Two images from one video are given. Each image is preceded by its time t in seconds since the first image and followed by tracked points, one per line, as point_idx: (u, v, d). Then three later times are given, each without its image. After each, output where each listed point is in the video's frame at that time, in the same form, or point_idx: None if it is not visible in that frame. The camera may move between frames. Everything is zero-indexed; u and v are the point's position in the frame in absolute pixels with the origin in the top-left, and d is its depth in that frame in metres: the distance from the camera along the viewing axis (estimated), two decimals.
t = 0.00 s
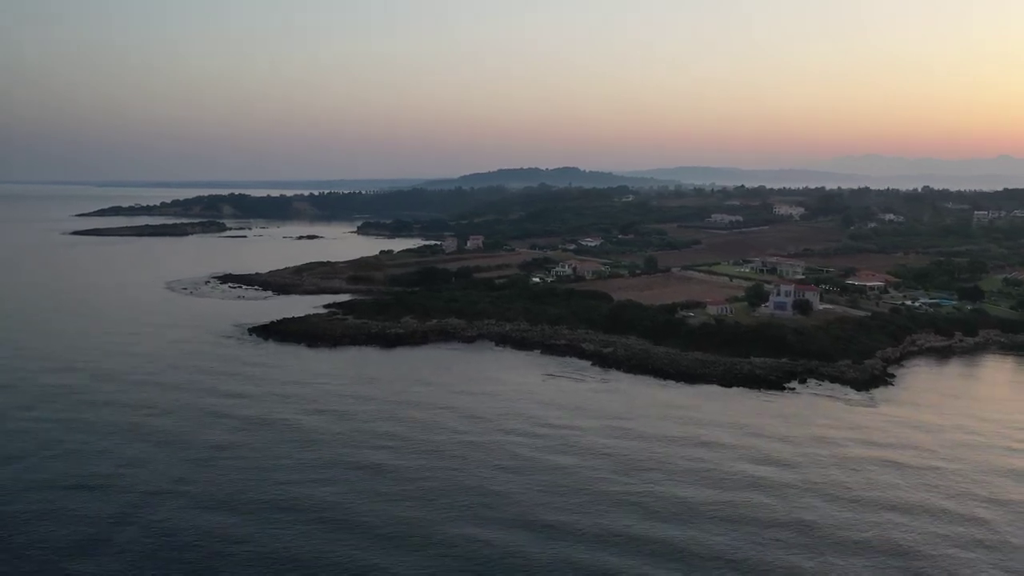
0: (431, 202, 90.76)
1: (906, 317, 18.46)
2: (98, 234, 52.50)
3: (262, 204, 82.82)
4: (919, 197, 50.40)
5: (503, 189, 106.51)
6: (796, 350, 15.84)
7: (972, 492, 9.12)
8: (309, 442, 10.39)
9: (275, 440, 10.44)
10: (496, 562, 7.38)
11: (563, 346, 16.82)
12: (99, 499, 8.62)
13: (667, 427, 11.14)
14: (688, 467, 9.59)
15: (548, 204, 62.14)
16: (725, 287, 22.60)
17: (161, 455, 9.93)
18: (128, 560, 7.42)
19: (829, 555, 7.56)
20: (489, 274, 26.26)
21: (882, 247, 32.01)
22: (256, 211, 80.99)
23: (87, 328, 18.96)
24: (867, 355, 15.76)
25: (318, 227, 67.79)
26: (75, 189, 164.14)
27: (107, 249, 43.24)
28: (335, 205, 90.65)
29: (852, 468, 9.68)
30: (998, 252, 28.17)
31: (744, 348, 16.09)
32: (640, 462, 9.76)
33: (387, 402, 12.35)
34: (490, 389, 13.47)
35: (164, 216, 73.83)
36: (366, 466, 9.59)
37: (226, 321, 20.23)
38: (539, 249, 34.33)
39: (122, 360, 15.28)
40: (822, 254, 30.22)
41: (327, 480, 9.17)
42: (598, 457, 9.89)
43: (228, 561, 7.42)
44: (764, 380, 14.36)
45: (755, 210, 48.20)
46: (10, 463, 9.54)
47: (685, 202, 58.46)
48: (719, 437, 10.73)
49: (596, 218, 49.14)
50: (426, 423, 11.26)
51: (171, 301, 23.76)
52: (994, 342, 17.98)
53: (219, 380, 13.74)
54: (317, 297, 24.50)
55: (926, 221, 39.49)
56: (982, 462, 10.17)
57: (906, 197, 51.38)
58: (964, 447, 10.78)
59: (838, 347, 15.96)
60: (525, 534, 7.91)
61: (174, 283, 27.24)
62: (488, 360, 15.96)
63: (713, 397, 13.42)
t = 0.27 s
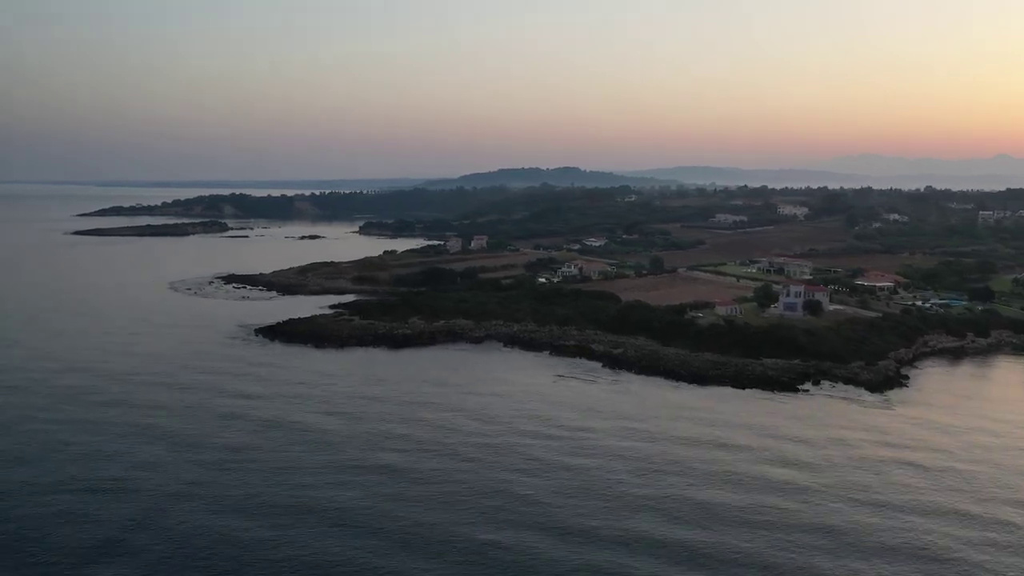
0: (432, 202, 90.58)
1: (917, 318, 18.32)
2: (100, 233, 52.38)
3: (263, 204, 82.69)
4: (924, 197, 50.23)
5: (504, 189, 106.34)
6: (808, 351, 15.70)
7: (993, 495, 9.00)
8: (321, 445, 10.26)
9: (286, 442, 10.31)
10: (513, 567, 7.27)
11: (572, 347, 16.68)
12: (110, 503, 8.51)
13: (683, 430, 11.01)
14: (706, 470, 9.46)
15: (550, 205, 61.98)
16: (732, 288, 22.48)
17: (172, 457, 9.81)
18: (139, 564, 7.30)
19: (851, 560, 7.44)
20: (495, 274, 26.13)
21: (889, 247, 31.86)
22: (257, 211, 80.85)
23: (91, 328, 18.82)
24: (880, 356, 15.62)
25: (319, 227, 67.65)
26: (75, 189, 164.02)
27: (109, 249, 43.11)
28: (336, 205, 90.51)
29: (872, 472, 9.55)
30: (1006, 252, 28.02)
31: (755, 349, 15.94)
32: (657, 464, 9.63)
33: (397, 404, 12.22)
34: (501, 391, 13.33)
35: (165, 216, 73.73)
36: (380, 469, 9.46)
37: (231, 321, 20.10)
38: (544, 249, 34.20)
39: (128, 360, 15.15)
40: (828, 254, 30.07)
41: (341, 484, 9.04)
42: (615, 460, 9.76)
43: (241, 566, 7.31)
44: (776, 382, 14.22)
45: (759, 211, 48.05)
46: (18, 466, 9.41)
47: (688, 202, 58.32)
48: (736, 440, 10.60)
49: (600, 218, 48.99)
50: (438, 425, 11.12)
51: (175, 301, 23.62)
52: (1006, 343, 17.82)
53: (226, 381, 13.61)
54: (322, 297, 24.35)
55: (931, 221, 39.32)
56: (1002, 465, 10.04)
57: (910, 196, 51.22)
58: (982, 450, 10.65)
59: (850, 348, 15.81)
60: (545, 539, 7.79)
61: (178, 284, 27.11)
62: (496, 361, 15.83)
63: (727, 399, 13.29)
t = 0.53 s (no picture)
0: (434, 202, 90.45)
1: (931, 319, 18.15)
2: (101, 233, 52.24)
3: (264, 204, 82.58)
4: (928, 197, 50.10)
5: (506, 189, 106.22)
6: (823, 353, 15.54)
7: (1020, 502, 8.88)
8: (337, 449, 10.14)
9: (301, 446, 10.19)
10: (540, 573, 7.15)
11: (584, 349, 16.54)
12: (125, 509, 8.39)
13: (702, 435, 10.89)
14: (728, 476, 9.33)
15: (553, 205, 61.85)
16: (742, 288, 22.32)
17: (186, 461, 9.69)
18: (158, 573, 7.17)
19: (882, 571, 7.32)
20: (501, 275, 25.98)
21: (897, 248, 31.71)
22: (258, 211, 80.75)
23: (96, 328, 18.67)
24: (895, 358, 15.46)
25: (321, 227, 67.53)
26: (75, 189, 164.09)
27: (111, 249, 42.96)
28: (338, 205, 90.38)
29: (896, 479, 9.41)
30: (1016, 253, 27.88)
31: (769, 351, 15.79)
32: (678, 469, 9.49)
33: (411, 407, 12.09)
34: (514, 393, 13.20)
35: (166, 216, 73.64)
36: (397, 474, 9.33)
37: (238, 322, 19.97)
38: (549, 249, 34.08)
39: (137, 361, 15.03)
40: (837, 255, 29.92)
41: (358, 490, 8.91)
42: (635, 465, 9.63)
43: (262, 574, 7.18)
44: (792, 384, 14.07)
45: (763, 211, 47.92)
46: (32, 470, 9.30)
47: (691, 203, 58.19)
48: (756, 445, 10.46)
49: (604, 218, 48.85)
50: (454, 429, 10.99)
51: (180, 301, 23.46)
52: (1021, 344, 17.66)
53: (237, 382, 13.49)
54: (329, 298, 24.17)
55: (938, 221, 39.17)
56: None
57: (915, 196, 51.10)
58: (1006, 453, 10.51)
59: (865, 350, 15.66)
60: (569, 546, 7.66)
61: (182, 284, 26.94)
62: (508, 364, 15.69)
63: (743, 401, 13.15)
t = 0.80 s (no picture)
0: (436, 202, 90.38)
1: (943, 320, 18.02)
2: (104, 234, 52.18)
3: (266, 204, 82.52)
4: (933, 196, 49.97)
5: (507, 189, 106.13)
6: (836, 355, 15.42)
7: None
8: (350, 455, 10.01)
9: (314, 452, 10.06)
10: None
11: (594, 351, 16.42)
12: (140, 517, 8.32)
13: (720, 440, 10.75)
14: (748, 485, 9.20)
15: (556, 205, 61.75)
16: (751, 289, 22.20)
17: (199, 468, 9.56)
18: None
19: None
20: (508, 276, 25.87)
21: (904, 248, 31.60)
22: (260, 211, 80.71)
23: (102, 329, 18.57)
24: (909, 359, 15.33)
25: (324, 228, 67.45)
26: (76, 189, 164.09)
27: (114, 249, 42.89)
28: (340, 205, 90.31)
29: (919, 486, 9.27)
30: None
31: (782, 353, 15.67)
32: (697, 479, 9.36)
33: (423, 410, 11.95)
34: (527, 396, 13.07)
35: (168, 216, 73.61)
36: (413, 482, 9.19)
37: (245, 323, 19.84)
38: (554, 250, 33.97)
39: (145, 363, 14.91)
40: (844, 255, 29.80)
41: (374, 498, 8.77)
42: (653, 474, 9.49)
43: None
44: (806, 386, 13.95)
45: (768, 211, 47.81)
46: (43, 477, 9.19)
47: (695, 203, 58.10)
48: (775, 450, 10.33)
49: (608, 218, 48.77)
50: (469, 435, 10.86)
51: (185, 301, 23.37)
52: None
53: (247, 384, 13.36)
54: (335, 299, 24.07)
55: (943, 221, 39.06)
56: None
57: (919, 196, 50.98)
58: None
59: (878, 351, 15.53)
60: (590, 561, 7.52)
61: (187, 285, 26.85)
62: (518, 365, 15.59)
63: (757, 404, 13.02)
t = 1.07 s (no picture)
0: (437, 202, 90.24)
1: (955, 321, 17.87)
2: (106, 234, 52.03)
3: (267, 204, 82.37)
4: (938, 196, 49.84)
5: (509, 189, 106.01)
6: (849, 356, 15.26)
7: None
8: (361, 464, 9.83)
9: (326, 461, 9.91)
10: None
11: (604, 352, 16.26)
12: (153, 527, 8.21)
13: (737, 443, 10.58)
14: (768, 490, 9.04)
15: (558, 205, 61.59)
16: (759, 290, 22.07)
17: (208, 477, 9.42)
18: None
19: None
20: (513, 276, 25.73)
21: (910, 248, 31.49)
22: (262, 211, 80.56)
23: (107, 330, 18.43)
24: (923, 361, 15.17)
25: (326, 228, 67.31)
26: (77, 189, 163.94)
27: (116, 249, 42.73)
28: (341, 205, 90.17)
29: (943, 491, 9.11)
30: None
31: (794, 354, 15.52)
32: (716, 484, 9.21)
33: (434, 413, 11.82)
34: (539, 399, 12.90)
35: (169, 216, 73.46)
36: (427, 491, 9.04)
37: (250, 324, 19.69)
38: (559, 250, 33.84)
39: (151, 365, 14.77)
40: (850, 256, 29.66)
41: (388, 508, 8.64)
42: (670, 479, 9.34)
43: None
44: (820, 388, 13.80)
45: (772, 211, 47.67)
46: (52, 488, 9.07)
47: (698, 203, 57.96)
48: (793, 455, 10.16)
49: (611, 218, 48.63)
50: (481, 439, 10.70)
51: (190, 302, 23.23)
52: None
53: (255, 387, 13.21)
54: (340, 300, 23.93)
55: (949, 221, 38.91)
56: None
57: (924, 196, 50.85)
58: None
59: (891, 353, 15.38)
60: (609, 571, 7.39)
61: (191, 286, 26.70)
62: (527, 367, 15.46)
63: (771, 406, 12.88)
